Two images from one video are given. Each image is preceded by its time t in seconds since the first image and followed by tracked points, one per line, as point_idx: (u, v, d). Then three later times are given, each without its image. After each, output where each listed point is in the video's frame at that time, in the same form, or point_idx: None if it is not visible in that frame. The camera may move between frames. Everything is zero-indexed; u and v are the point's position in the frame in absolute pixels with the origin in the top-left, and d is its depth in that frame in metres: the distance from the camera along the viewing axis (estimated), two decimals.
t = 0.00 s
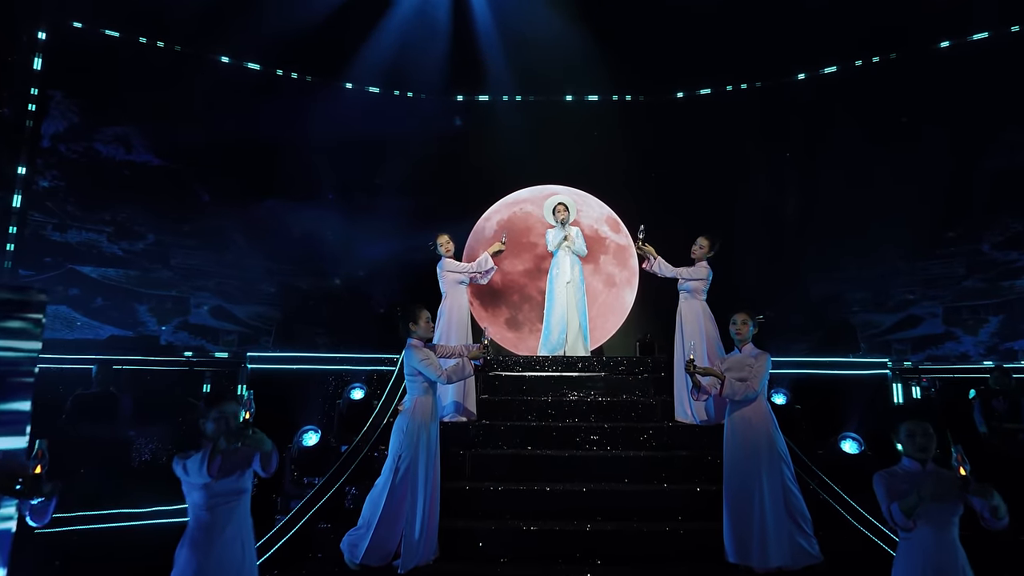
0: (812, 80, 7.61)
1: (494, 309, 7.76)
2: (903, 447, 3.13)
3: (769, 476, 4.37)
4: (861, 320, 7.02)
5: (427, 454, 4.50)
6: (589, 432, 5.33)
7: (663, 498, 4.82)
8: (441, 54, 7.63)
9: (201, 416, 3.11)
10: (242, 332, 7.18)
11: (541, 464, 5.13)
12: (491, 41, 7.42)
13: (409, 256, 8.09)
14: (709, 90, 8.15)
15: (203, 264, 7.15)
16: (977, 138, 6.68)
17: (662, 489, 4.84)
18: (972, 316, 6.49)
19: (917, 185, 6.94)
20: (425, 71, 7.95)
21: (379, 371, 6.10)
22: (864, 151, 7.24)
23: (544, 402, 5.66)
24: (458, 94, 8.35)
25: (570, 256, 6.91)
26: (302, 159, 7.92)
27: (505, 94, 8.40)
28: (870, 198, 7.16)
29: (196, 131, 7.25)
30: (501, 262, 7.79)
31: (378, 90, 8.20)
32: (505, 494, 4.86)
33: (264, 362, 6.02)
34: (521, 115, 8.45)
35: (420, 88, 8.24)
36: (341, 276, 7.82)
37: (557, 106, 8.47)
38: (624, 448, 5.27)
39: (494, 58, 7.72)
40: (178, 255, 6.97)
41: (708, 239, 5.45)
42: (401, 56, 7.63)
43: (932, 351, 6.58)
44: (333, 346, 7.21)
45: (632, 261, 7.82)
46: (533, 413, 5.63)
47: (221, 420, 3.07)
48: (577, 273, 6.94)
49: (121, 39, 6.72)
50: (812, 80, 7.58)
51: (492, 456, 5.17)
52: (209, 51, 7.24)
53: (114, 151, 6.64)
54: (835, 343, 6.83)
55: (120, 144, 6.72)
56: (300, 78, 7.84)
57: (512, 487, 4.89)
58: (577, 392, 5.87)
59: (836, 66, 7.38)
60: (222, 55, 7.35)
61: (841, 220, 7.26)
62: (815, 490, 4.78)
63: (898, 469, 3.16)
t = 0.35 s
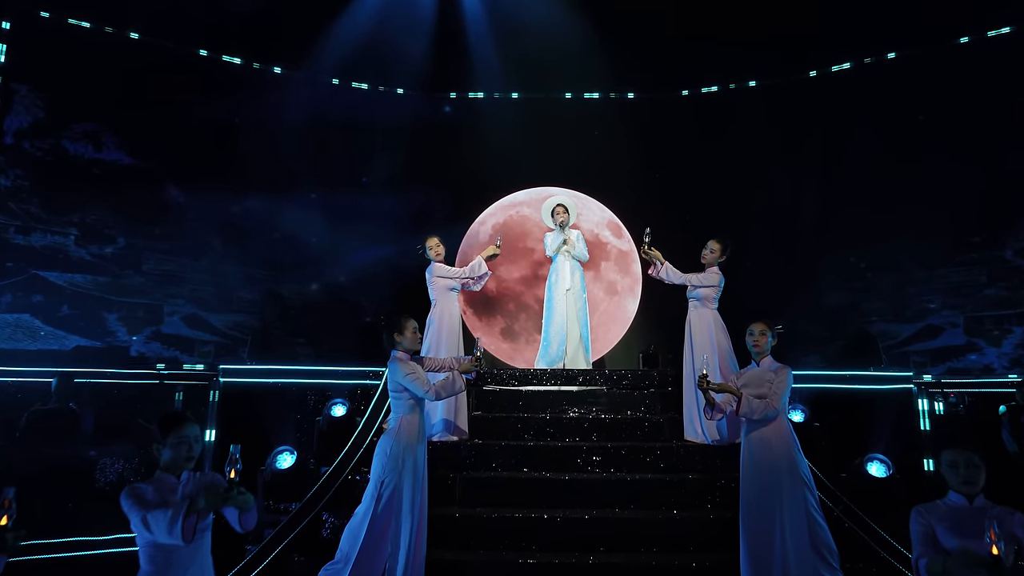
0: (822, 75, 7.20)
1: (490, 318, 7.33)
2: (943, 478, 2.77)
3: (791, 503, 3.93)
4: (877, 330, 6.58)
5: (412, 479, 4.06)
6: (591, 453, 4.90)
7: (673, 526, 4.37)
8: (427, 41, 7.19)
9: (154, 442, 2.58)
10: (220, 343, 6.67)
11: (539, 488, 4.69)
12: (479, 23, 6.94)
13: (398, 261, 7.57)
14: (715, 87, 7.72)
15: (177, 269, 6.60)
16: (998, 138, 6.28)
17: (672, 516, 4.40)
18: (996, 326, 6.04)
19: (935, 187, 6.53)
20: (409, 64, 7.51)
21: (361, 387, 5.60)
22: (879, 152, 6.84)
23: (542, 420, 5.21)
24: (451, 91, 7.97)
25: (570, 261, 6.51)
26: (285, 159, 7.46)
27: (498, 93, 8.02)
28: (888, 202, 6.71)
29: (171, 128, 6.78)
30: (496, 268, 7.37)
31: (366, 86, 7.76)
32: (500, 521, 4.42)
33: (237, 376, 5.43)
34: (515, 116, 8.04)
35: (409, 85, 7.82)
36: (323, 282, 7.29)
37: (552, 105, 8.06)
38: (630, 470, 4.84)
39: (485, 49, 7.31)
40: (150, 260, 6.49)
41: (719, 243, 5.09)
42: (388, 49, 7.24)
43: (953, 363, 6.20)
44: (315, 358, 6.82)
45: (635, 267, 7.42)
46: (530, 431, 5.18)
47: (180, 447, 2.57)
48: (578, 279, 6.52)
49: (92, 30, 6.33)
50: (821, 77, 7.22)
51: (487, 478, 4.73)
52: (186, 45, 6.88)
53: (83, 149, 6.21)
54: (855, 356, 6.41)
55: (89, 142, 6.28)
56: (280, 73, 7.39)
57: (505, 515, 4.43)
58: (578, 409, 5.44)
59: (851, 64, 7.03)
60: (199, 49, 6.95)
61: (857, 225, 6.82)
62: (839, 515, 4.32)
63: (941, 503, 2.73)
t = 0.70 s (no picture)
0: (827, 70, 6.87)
1: (479, 325, 6.92)
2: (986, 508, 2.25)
3: (807, 529, 3.53)
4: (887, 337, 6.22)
5: (388, 501, 3.65)
6: (587, 471, 4.49)
7: (678, 555, 3.95)
8: (406, 28, 6.67)
9: (109, 470, 2.15)
10: (190, 351, 6.25)
11: (530, 511, 4.27)
12: (461, 9, 6.49)
13: (382, 265, 7.19)
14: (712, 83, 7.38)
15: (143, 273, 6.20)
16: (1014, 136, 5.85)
17: (676, 543, 3.98)
18: (1014, 334, 5.67)
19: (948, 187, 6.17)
20: (395, 55, 7.01)
21: (337, 399, 5.22)
22: (887, 151, 6.51)
23: (533, 435, 4.80)
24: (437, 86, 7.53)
25: (565, 264, 6.14)
26: (261, 156, 7.03)
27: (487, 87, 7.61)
28: (898, 203, 6.38)
29: (141, 122, 6.36)
30: (486, 272, 6.97)
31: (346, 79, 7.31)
32: (486, 549, 3.99)
33: (199, 387, 4.90)
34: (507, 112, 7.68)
35: (397, 77, 7.32)
36: (300, 285, 6.88)
37: (544, 101, 7.72)
38: (631, 491, 4.43)
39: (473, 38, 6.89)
40: (115, 263, 6.06)
41: (725, 243, 4.86)
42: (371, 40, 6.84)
43: (967, 372, 5.86)
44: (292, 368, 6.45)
45: (633, 271, 7.06)
46: (521, 448, 4.77)
47: (140, 476, 2.13)
48: (573, 282, 6.14)
49: (52, 14, 5.88)
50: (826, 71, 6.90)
51: (473, 500, 4.31)
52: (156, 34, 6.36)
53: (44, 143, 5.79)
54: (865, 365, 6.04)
55: (50, 136, 5.85)
56: (257, 64, 6.90)
57: (492, 543, 4.01)
58: (572, 424, 5.03)
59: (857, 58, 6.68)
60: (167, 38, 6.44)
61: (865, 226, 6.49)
62: (860, 543, 3.91)
63: (983, 536, 2.22)
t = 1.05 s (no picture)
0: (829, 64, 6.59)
1: (467, 332, 6.55)
2: None
3: (825, 561, 3.15)
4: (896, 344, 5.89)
5: (358, 528, 3.26)
6: (579, 492, 4.11)
7: None
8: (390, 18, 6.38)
9: (55, 502, 2.04)
10: (157, 359, 5.86)
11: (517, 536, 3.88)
12: None
13: (364, 268, 6.82)
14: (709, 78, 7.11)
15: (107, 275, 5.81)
16: None
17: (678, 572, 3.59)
18: None
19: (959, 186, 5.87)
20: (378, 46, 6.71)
21: (309, 412, 4.74)
22: (892, 149, 6.23)
23: (521, 450, 4.42)
24: (416, 77, 7.21)
25: (556, 266, 5.79)
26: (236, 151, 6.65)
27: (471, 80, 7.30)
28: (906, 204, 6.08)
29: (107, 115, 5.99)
30: (473, 276, 6.60)
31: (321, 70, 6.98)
32: None
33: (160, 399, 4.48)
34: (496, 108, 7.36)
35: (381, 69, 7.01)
36: (277, 288, 6.51)
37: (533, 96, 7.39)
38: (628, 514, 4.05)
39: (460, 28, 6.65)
40: (76, 265, 5.66)
41: (730, 243, 4.55)
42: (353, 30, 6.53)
43: (983, 382, 5.58)
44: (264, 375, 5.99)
45: (629, 275, 6.72)
46: (509, 466, 4.39)
47: (93, 503, 2.05)
48: (566, 286, 5.78)
49: None
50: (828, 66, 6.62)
51: (455, 523, 3.91)
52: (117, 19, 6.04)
53: None
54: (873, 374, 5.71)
55: (6, 129, 5.46)
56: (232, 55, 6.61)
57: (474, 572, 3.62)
58: (564, 439, 4.65)
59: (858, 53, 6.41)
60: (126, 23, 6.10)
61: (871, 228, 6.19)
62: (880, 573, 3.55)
63: None
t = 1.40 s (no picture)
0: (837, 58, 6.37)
1: (459, 338, 6.22)
2: None
3: None
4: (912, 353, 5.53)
5: (330, 556, 2.91)
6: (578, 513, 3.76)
7: None
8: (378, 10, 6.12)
9: (4, 547, 1.84)
10: (127, 368, 5.51)
11: (509, 562, 3.52)
12: None
13: (350, 271, 6.50)
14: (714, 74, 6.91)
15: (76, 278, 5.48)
16: None
17: None
18: None
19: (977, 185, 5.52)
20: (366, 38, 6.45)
21: (285, 425, 4.44)
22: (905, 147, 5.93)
23: (514, 467, 4.06)
24: (406, 71, 6.97)
25: (554, 269, 5.47)
26: (217, 147, 6.35)
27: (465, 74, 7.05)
28: (919, 204, 5.77)
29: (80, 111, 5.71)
30: (466, 280, 6.28)
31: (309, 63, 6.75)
32: None
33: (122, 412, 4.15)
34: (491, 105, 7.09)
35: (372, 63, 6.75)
36: (257, 293, 6.16)
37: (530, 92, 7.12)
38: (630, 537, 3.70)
39: (451, 20, 6.40)
40: (41, 268, 5.32)
41: (741, 243, 4.26)
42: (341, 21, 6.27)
43: (1005, 395, 5.13)
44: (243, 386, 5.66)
45: (631, 277, 6.42)
46: (501, 483, 4.04)
47: (52, 545, 1.88)
48: (564, 289, 5.46)
49: None
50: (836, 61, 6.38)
51: (442, 549, 3.54)
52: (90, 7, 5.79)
53: None
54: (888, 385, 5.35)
55: None
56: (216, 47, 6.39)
57: None
58: (561, 454, 4.30)
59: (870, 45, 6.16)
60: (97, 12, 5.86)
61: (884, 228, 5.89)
62: None
63: None
